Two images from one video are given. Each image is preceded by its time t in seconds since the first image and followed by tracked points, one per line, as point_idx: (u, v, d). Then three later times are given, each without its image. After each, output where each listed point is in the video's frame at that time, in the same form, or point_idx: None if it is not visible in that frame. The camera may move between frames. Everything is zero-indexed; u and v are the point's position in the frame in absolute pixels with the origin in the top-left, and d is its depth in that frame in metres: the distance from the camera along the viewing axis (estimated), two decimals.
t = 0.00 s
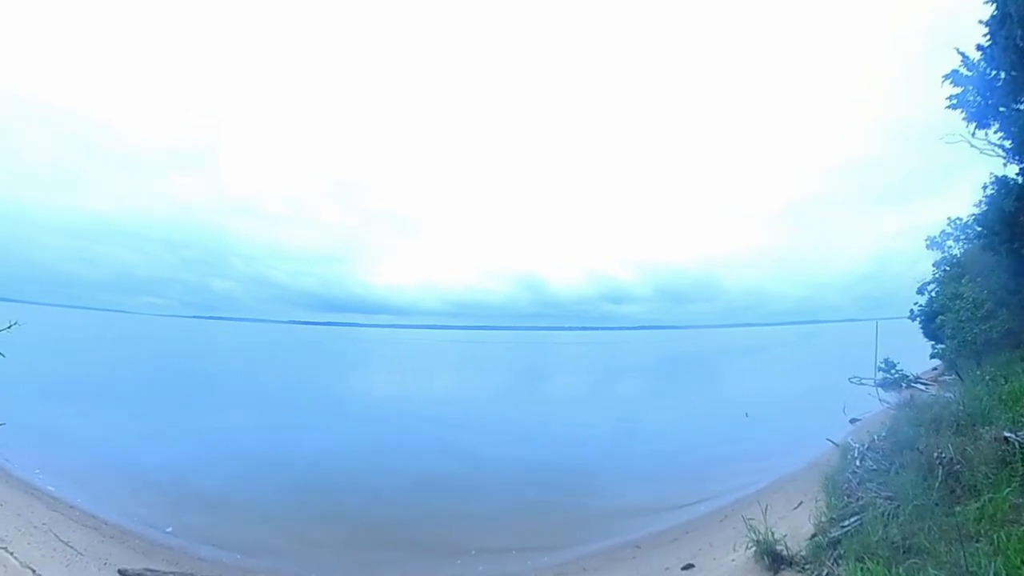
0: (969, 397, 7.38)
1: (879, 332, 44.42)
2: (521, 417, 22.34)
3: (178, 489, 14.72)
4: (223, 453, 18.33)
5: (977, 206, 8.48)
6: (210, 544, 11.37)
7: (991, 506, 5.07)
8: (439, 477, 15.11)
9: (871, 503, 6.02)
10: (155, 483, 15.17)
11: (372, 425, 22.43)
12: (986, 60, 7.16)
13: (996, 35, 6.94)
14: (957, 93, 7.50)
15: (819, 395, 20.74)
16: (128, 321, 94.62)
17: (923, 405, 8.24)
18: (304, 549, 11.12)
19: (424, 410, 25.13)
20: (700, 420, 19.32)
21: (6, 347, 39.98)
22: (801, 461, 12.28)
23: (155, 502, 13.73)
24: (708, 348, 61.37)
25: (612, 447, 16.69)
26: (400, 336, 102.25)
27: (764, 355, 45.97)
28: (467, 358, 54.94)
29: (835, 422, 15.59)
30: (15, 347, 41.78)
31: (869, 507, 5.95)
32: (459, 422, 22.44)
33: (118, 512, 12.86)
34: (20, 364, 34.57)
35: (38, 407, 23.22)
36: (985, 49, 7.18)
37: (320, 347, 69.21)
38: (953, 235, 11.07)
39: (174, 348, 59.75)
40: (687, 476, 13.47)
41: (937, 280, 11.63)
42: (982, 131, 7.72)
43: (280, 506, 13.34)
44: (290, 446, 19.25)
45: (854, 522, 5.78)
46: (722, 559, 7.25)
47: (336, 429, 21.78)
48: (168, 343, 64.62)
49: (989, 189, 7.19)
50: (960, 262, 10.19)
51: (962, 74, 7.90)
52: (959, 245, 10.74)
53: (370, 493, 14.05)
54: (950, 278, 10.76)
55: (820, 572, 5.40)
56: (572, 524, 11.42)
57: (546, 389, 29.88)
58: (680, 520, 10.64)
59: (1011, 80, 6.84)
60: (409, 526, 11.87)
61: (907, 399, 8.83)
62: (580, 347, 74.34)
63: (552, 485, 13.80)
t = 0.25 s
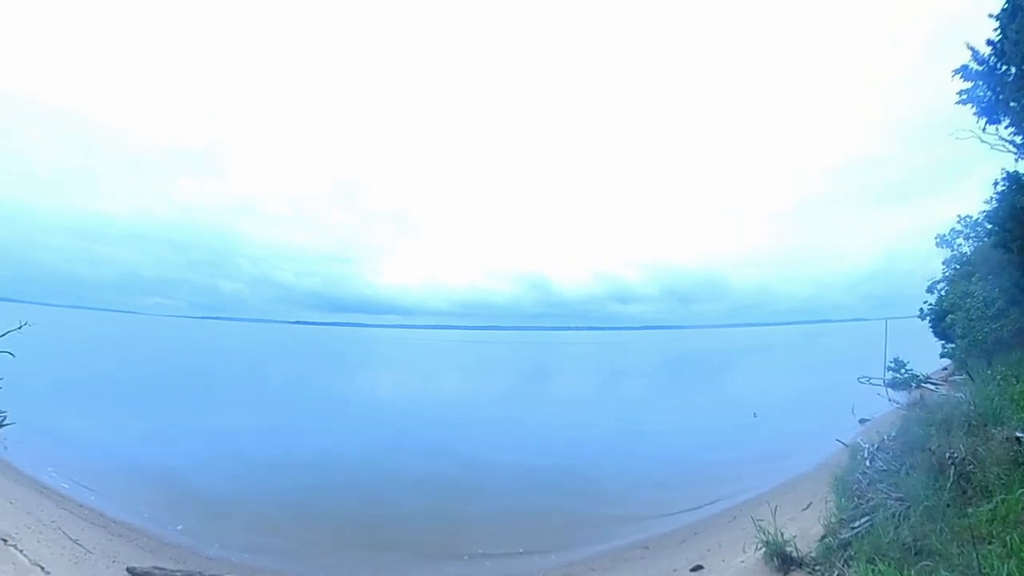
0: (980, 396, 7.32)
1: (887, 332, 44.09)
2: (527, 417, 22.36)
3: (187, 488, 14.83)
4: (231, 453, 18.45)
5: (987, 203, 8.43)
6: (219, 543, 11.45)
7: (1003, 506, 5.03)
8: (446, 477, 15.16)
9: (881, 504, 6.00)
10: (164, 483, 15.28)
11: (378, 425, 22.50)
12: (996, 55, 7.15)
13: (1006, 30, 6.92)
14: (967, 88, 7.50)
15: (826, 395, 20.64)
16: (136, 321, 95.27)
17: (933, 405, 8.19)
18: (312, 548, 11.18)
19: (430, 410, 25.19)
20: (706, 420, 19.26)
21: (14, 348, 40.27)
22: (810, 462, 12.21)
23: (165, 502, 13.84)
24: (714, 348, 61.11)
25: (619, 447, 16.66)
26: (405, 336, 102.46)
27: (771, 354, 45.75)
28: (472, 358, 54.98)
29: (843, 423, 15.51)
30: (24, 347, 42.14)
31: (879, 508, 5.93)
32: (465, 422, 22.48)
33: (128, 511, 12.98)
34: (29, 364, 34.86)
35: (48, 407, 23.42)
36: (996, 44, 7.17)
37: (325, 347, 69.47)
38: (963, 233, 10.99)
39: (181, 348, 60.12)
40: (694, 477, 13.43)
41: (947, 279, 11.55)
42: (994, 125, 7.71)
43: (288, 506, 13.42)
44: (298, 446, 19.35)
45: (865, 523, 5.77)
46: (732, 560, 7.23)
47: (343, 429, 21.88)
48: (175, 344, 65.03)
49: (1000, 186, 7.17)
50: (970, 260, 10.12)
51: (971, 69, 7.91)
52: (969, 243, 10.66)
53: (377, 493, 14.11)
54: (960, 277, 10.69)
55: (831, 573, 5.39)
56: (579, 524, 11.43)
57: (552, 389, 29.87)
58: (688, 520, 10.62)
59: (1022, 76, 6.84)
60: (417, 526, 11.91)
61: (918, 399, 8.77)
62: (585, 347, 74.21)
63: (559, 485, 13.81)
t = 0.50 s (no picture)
0: (990, 395, 7.26)
1: (896, 332, 43.65)
2: (533, 417, 22.35)
3: (194, 487, 14.92)
4: (238, 453, 18.55)
5: (997, 201, 8.36)
6: (226, 542, 11.52)
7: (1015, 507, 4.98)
8: (451, 478, 15.18)
9: (891, 505, 5.96)
10: (172, 482, 15.38)
11: (384, 425, 22.56)
12: (1006, 50, 7.13)
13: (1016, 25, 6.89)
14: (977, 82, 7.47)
15: (834, 395, 20.50)
16: (143, 322, 96.00)
17: (942, 405, 8.13)
18: (318, 546, 11.25)
19: (436, 411, 25.23)
20: (713, 420, 19.18)
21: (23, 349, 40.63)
22: (817, 462, 12.14)
23: (172, 501, 13.92)
24: (720, 348, 60.82)
25: (625, 448, 16.63)
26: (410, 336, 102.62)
27: (777, 355, 45.50)
28: (477, 358, 55.02)
29: (851, 423, 15.41)
30: (34, 348, 42.55)
31: (889, 509, 5.90)
32: (470, 422, 22.53)
33: (136, 510, 13.10)
34: (38, 365, 35.20)
35: (57, 407, 23.66)
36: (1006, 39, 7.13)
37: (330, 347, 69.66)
38: (973, 230, 10.88)
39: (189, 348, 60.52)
40: (701, 478, 13.39)
41: (956, 277, 11.44)
42: (1005, 120, 7.68)
43: (295, 505, 13.49)
44: (304, 445, 19.43)
45: (874, 524, 5.75)
46: (740, 561, 7.21)
47: (349, 429, 21.94)
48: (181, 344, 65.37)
49: (1011, 182, 7.12)
50: (979, 258, 10.02)
51: (981, 64, 7.87)
52: (978, 241, 10.56)
53: (383, 493, 14.16)
54: (969, 275, 10.58)
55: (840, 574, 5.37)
56: (586, 525, 11.41)
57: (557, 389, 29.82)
58: (695, 521, 10.59)
59: None
60: (423, 525, 11.98)
61: (927, 399, 8.70)
62: (590, 347, 74.05)
63: (564, 485, 13.82)
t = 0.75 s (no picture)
0: (1000, 395, 7.24)
1: (904, 331, 43.30)
2: (539, 417, 22.37)
3: (204, 487, 15.06)
4: (246, 453, 18.69)
5: (1006, 199, 8.33)
6: (236, 542, 11.63)
7: None
8: (459, 478, 15.25)
9: (901, 506, 5.96)
10: (182, 481, 15.52)
11: (391, 425, 22.65)
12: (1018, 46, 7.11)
13: None
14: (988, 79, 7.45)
15: (842, 396, 20.41)
16: (152, 323, 96.73)
17: (951, 406, 8.11)
18: (328, 546, 11.34)
19: (442, 411, 25.30)
20: (719, 421, 19.14)
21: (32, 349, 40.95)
22: (825, 463, 12.11)
23: (183, 501, 14.06)
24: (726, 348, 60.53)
25: (631, 448, 16.64)
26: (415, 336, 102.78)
27: (783, 355, 45.25)
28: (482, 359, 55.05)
29: (859, 423, 15.35)
30: (44, 349, 42.97)
31: (899, 510, 5.90)
32: (477, 422, 22.58)
33: (147, 509, 13.23)
34: (47, 365, 35.48)
35: (68, 406, 23.92)
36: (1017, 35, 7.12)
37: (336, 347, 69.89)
38: (982, 229, 10.84)
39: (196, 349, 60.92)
40: (708, 478, 13.37)
41: (965, 276, 11.40)
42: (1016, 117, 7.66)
43: (304, 505, 13.59)
44: (312, 446, 19.54)
45: (884, 525, 5.75)
46: (749, 562, 7.22)
47: (356, 429, 22.05)
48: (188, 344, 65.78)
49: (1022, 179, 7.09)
50: (989, 258, 9.98)
51: (991, 61, 7.86)
52: (988, 239, 10.52)
53: (391, 493, 14.24)
54: (979, 274, 10.53)
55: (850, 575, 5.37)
56: (595, 525, 11.44)
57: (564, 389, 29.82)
58: (704, 521, 10.60)
59: None
60: (431, 525, 12.05)
61: (936, 399, 8.69)
62: (595, 347, 73.88)
63: (572, 485, 13.85)
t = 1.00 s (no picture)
0: (1008, 395, 7.23)
1: (912, 330, 42.96)
2: (544, 418, 22.39)
3: (213, 486, 15.19)
4: (254, 453, 18.81)
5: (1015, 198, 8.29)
6: (244, 541, 11.73)
7: None
8: (465, 478, 15.30)
9: (908, 507, 5.97)
10: (190, 481, 15.66)
11: (397, 425, 22.74)
12: None
13: None
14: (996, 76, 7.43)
15: (849, 396, 20.31)
16: (158, 323, 97.29)
17: (959, 406, 8.09)
18: (335, 545, 11.43)
19: (447, 411, 25.36)
20: (725, 421, 19.10)
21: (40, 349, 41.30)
22: (832, 464, 12.07)
23: (191, 500, 14.18)
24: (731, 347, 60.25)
25: (637, 448, 16.64)
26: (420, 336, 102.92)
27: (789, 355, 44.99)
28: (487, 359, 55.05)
29: (866, 424, 15.28)
30: (53, 350, 43.35)
31: (906, 511, 5.91)
32: (482, 422, 22.62)
33: (157, 508, 13.37)
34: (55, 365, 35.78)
35: (77, 406, 24.14)
36: None
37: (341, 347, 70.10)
38: (990, 228, 10.78)
39: (203, 349, 61.31)
40: (714, 478, 13.36)
41: (974, 275, 11.34)
42: None
43: (311, 505, 13.69)
44: (318, 446, 19.65)
45: (892, 526, 5.77)
46: (756, 563, 7.24)
47: (362, 429, 22.15)
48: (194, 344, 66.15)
49: None
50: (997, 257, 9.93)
51: (998, 57, 7.82)
52: (996, 238, 10.46)
53: (398, 493, 14.31)
54: (987, 273, 10.48)
55: None
56: (601, 525, 11.47)
57: (568, 389, 29.81)
58: (710, 522, 10.60)
59: None
60: (438, 525, 12.11)
61: (944, 400, 8.66)
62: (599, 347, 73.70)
63: (578, 485, 13.87)
